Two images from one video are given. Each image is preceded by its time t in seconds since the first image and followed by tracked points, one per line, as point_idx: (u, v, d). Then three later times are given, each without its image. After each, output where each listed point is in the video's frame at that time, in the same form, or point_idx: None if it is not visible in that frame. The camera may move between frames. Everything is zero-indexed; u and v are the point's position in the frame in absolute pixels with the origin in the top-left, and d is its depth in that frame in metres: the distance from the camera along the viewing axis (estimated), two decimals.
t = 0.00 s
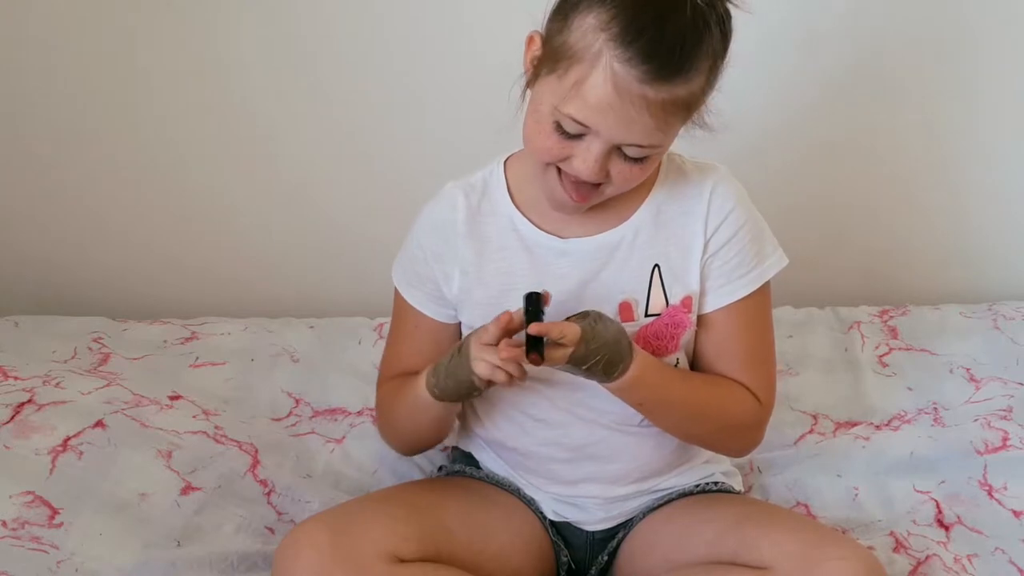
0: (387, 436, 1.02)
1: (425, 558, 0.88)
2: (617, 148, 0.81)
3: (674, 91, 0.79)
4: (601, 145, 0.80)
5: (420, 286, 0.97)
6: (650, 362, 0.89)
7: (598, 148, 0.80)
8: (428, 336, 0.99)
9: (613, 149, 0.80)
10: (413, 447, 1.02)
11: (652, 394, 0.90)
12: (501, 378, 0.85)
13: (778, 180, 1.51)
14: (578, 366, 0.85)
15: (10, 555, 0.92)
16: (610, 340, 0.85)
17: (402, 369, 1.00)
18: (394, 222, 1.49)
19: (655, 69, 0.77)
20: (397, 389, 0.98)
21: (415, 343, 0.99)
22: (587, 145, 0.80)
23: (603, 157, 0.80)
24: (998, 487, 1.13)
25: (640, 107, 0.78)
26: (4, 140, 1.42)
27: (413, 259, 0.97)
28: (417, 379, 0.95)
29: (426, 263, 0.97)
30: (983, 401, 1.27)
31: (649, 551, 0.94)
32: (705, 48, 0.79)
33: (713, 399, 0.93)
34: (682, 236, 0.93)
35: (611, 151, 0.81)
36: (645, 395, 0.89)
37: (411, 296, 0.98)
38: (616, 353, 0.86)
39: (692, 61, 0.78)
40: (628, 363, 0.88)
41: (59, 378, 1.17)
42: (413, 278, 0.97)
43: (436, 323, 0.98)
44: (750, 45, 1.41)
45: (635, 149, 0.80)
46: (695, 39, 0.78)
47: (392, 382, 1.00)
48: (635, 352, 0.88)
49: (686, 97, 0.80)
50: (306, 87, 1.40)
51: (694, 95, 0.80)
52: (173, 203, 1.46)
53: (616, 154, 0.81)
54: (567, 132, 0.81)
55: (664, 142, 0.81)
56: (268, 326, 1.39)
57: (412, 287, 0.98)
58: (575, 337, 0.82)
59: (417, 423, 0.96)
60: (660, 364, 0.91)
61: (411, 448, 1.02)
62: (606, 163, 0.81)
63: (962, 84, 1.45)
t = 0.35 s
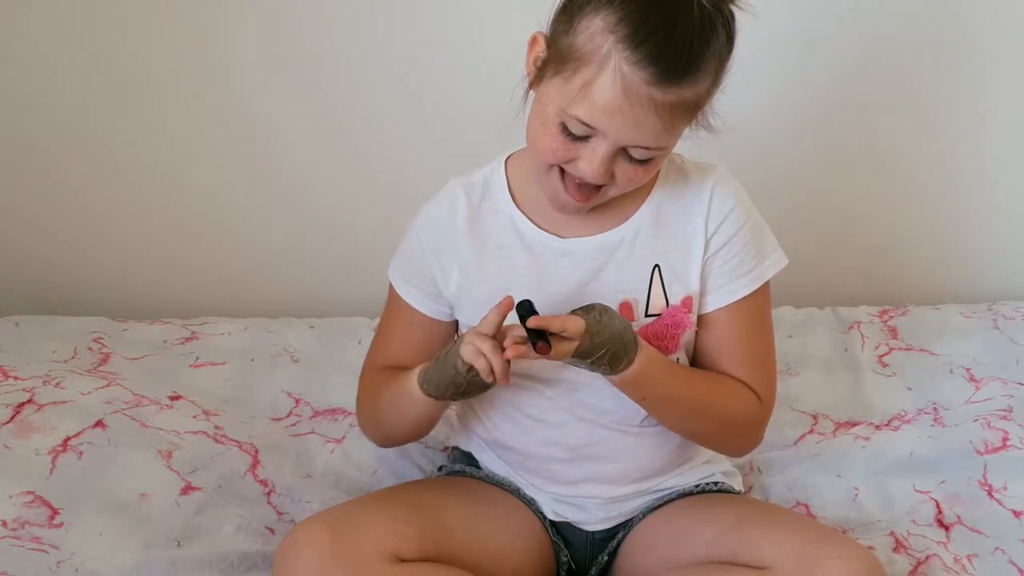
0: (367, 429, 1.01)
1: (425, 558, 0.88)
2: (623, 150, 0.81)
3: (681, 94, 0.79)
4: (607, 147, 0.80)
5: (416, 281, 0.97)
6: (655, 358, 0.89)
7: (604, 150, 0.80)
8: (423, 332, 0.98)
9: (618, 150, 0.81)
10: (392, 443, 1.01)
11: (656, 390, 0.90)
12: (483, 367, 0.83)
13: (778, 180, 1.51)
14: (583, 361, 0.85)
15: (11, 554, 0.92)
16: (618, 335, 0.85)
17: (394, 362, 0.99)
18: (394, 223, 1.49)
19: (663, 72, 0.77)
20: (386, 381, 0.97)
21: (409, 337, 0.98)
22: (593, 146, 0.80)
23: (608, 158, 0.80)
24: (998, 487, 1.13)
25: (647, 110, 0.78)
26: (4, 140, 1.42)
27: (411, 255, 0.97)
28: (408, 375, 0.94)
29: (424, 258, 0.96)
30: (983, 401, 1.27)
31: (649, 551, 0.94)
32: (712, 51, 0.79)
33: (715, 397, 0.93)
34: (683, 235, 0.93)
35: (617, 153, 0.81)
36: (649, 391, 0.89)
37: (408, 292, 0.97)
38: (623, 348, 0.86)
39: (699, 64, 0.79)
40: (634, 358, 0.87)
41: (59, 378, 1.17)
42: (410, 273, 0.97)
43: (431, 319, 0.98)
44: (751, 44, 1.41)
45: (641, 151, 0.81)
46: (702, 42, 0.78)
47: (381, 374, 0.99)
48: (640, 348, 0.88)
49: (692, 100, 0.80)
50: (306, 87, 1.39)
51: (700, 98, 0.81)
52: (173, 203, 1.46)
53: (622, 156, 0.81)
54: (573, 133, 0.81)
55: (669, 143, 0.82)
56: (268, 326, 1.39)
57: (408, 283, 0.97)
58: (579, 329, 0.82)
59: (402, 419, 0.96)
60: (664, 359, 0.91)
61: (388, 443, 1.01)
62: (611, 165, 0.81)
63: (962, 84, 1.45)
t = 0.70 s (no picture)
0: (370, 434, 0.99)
1: (425, 558, 0.88)
2: (623, 150, 0.80)
3: (682, 94, 0.79)
4: (607, 146, 0.80)
5: (421, 277, 0.96)
6: (660, 359, 0.89)
7: (604, 149, 0.80)
8: (424, 331, 0.97)
9: (619, 150, 0.80)
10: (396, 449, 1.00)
11: (663, 388, 0.89)
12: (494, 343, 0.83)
13: (778, 180, 1.51)
14: (591, 360, 0.85)
15: (11, 554, 0.92)
16: (623, 337, 0.85)
17: (397, 366, 0.97)
18: (394, 222, 1.49)
19: (664, 71, 0.77)
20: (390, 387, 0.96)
21: (411, 337, 0.97)
22: (593, 145, 0.80)
23: (608, 158, 0.80)
24: (998, 487, 1.13)
25: (648, 109, 0.78)
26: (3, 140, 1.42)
27: (412, 249, 0.96)
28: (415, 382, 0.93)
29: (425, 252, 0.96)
30: (983, 401, 1.27)
31: (649, 551, 0.94)
32: (714, 54, 0.79)
33: (722, 397, 0.93)
34: (686, 239, 0.94)
35: (617, 152, 0.81)
36: (657, 389, 0.89)
37: (408, 286, 0.96)
38: (628, 350, 0.86)
39: (701, 65, 0.79)
40: (640, 359, 0.87)
41: (59, 378, 1.17)
42: (414, 269, 0.96)
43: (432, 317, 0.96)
44: (751, 44, 1.41)
45: (641, 151, 0.80)
46: (705, 43, 0.78)
47: (384, 379, 0.97)
48: (646, 349, 0.88)
49: (693, 101, 0.80)
50: (305, 87, 1.40)
51: (702, 100, 0.81)
52: (173, 203, 1.46)
53: (622, 156, 0.81)
54: (574, 132, 0.81)
55: (669, 145, 0.82)
56: (268, 326, 1.39)
57: (413, 279, 0.96)
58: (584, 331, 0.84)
59: (409, 426, 0.94)
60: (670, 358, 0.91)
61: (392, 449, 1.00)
62: (611, 165, 0.81)
63: (962, 84, 1.45)
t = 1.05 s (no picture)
0: (399, 450, 0.99)
1: (426, 558, 0.88)
2: (607, 122, 0.80)
3: (661, 56, 0.78)
4: (591, 117, 0.79)
5: (433, 282, 0.95)
6: (690, 320, 0.89)
7: (588, 120, 0.79)
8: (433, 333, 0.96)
9: (603, 121, 0.79)
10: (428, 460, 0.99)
11: (692, 355, 0.90)
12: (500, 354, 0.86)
13: (778, 179, 1.51)
14: (608, 296, 0.87)
15: (11, 554, 0.92)
16: (643, 272, 0.88)
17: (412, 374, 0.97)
18: (393, 223, 1.49)
19: (638, 28, 0.77)
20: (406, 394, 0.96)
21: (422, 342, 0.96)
22: (576, 118, 0.80)
23: (593, 130, 0.79)
24: (998, 487, 1.13)
25: (626, 70, 0.77)
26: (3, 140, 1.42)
27: (421, 254, 0.96)
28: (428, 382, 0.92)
29: (435, 255, 0.95)
30: (983, 401, 1.27)
31: (650, 551, 0.94)
32: (693, 17, 0.79)
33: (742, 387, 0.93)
34: (695, 239, 0.93)
35: (602, 126, 0.80)
36: (685, 356, 0.89)
37: (417, 291, 0.96)
38: (649, 288, 0.88)
39: (678, 26, 0.78)
40: (665, 308, 0.88)
41: (59, 378, 1.17)
42: (425, 275, 0.96)
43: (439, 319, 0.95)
44: (752, 44, 1.41)
45: (625, 121, 0.79)
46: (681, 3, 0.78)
47: (402, 389, 0.97)
48: (673, 302, 0.89)
49: (675, 65, 0.79)
50: (305, 87, 1.39)
51: (686, 69, 0.80)
52: (173, 203, 1.46)
53: (608, 129, 0.80)
54: (558, 108, 0.81)
55: (656, 116, 0.80)
56: (268, 326, 1.39)
57: (425, 285, 0.95)
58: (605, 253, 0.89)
59: (437, 428, 0.93)
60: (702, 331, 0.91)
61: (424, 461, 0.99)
62: (597, 139, 0.80)
63: (962, 84, 1.45)
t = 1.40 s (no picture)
0: (416, 458, 0.98)
1: (425, 560, 0.88)
2: (603, 102, 0.79)
3: (650, 27, 0.78)
4: (586, 99, 0.79)
5: (443, 284, 0.95)
6: (698, 333, 0.88)
7: (583, 101, 0.79)
8: (441, 332, 0.95)
9: (598, 102, 0.79)
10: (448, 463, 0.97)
11: (698, 369, 0.89)
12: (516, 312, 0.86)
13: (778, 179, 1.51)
14: (616, 307, 0.86)
15: (11, 554, 0.92)
16: (649, 284, 0.87)
17: (418, 375, 0.96)
18: (393, 223, 1.49)
19: None
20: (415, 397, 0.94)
21: (428, 342, 0.96)
22: (572, 102, 0.79)
23: (590, 112, 0.79)
24: (998, 487, 1.13)
25: (615, 43, 0.77)
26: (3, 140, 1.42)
27: (429, 255, 0.96)
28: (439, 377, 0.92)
29: (442, 255, 0.95)
30: (983, 401, 1.27)
31: (649, 551, 0.94)
32: None
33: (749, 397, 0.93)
34: (704, 246, 0.93)
35: (598, 107, 0.79)
36: (692, 368, 0.89)
37: (425, 292, 0.95)
38: (655, 300, 0.87)
39: None
40: (672, 322, 0.87)
41: (59, 378, 1.17)
42: (434, 277, 0.95)
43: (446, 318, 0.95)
44: (752, 43, 1.41)
45: (621, 99, 0.79)
46: None
47: (415, 388, 0.95)
48: (681, 316, 0.88)
49: (665, 37, 0.79)
50: (305, 87, 1.39)
51: (677, 41, 0.80)
52: (173, 203, 1.46)
53: (605, 111, 0.80)
54: (552, 96, 0.81)
55: (652, 92, 0.79)
56: (268, 326, 1.39)
57: (435, 288, 0.95)
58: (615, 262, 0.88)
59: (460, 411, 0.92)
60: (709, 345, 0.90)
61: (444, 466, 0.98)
62: (595, 122, 0.79)
63: (963, 84, 1.44)
